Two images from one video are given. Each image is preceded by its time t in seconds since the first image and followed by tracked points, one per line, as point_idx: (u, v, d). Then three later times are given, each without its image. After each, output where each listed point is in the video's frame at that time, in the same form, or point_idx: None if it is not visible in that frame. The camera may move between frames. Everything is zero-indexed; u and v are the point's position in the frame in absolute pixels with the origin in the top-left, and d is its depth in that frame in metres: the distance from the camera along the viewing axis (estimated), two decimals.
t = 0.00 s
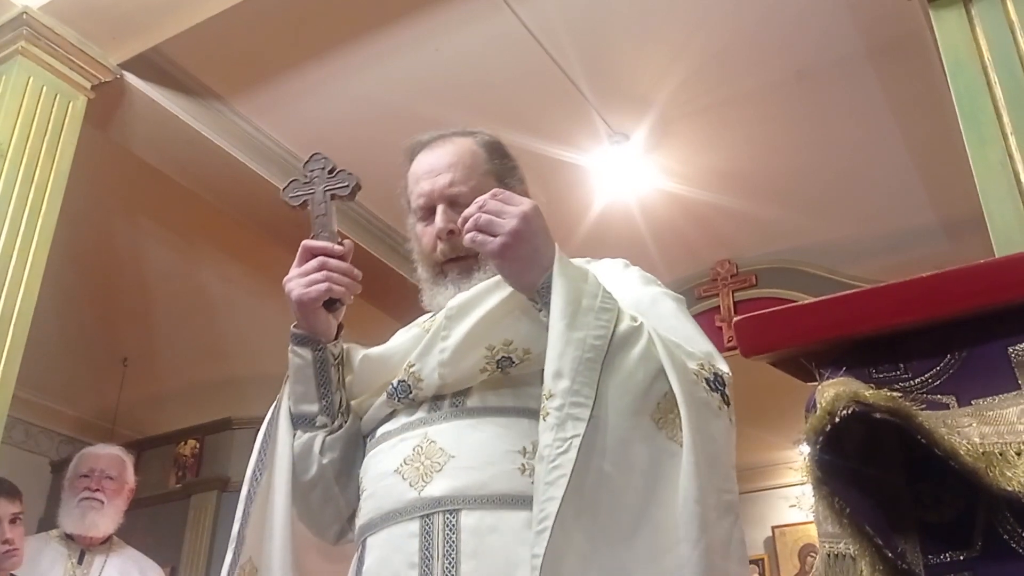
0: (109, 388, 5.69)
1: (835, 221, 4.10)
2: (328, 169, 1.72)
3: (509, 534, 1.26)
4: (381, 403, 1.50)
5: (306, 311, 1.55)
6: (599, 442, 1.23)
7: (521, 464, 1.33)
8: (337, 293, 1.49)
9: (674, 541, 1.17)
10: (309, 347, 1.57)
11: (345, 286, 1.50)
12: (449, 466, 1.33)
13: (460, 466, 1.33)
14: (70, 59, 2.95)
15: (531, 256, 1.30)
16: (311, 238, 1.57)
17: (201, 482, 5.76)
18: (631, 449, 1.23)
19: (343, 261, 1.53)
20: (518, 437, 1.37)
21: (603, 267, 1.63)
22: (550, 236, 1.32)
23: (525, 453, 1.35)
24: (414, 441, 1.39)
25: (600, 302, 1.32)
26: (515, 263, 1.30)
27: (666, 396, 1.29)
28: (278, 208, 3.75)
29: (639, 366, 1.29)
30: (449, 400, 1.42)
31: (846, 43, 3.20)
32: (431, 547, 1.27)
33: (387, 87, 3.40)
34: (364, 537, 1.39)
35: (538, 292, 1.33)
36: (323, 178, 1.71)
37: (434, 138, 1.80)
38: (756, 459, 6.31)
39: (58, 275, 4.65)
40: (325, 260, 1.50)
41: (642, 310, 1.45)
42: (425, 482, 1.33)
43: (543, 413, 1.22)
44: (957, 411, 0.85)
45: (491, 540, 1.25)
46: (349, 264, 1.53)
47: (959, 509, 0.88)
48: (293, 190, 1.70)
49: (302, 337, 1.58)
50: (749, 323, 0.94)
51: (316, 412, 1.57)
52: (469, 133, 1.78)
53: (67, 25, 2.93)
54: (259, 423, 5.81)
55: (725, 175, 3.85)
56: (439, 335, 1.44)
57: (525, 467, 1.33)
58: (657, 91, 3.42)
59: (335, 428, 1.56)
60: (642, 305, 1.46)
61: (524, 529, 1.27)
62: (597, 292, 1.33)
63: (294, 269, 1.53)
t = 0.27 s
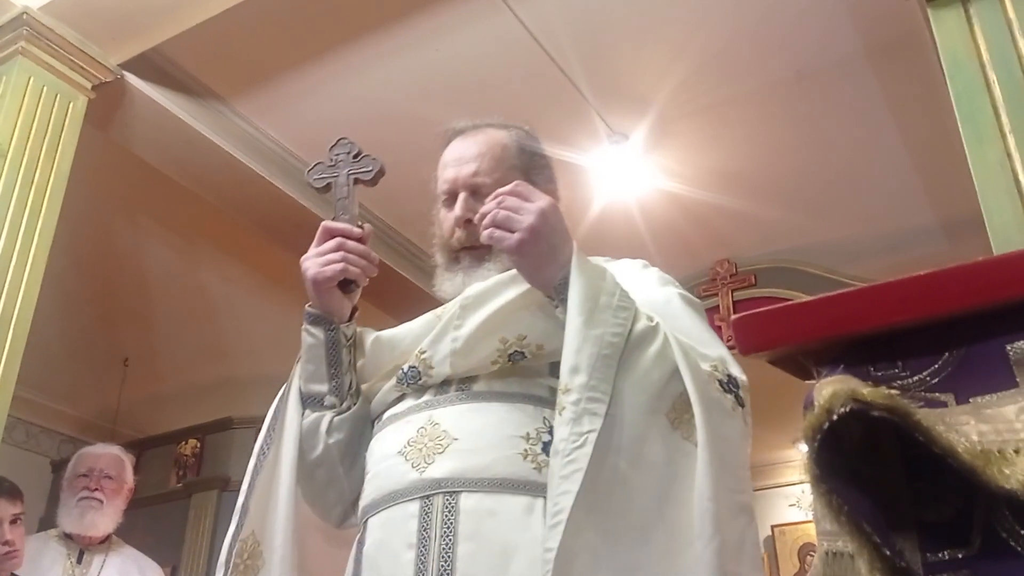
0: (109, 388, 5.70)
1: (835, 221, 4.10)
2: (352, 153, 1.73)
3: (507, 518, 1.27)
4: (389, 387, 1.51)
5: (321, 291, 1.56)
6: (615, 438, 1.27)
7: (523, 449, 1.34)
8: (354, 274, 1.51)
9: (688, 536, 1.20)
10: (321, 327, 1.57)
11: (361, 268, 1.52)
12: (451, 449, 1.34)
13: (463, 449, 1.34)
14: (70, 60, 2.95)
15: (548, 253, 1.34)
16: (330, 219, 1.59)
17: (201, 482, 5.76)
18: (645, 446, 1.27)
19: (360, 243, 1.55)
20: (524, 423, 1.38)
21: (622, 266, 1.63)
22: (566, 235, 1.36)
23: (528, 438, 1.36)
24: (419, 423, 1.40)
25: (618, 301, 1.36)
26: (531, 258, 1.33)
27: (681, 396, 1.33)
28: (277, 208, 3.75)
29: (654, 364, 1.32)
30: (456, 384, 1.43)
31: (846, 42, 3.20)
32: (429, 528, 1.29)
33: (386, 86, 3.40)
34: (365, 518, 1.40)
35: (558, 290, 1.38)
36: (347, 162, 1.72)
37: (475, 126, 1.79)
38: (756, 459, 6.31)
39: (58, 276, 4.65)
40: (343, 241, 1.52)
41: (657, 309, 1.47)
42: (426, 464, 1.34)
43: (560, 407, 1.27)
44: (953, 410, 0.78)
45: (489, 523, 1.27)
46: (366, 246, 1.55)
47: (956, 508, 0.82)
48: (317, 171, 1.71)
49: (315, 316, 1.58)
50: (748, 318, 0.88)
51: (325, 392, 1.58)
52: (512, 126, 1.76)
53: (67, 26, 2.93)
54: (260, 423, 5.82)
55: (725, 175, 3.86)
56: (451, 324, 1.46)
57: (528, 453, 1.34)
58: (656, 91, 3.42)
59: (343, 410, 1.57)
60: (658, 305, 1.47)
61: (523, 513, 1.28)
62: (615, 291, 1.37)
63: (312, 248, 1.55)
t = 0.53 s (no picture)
0: (108, 387, 5.70)
1: (835, 220, 4.09)
2: (377, 146, 1.73)
3: (516, 520, 1.26)
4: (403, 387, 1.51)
5: (340, 284, 1.56)
6: (639, 441, 1.26)
7: (534, 451, 1.33)
8: (372, 268, 1.50)
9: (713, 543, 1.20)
10: (340, 321, 1.56)
11: (381, 262, 1.51)
12: (461, 450, 1.34)
13: (472, 450, 1.33)
14: (69, 59, 2.94)
15: (567, 256, 1.34)
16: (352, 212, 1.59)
17: (201, 482, 5.75)
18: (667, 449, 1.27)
19: (381, 237, 1.55)
20: (535, 425, 1.36)
21: (641, 267, 1.62)
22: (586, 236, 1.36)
23: (539, 441, 1.34)
24: (429, 423, 1.40)
25: (639, 303, 1.34)
26: (555, 261, 1.33)
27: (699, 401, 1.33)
28: (276, 207, 3.75)
29: (676, 367, 1.31)
30: (470, 384, 1.43)
31: (846, 41, 3.19)
32: (436, 529, 1.28)
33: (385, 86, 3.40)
34: (375, 515, 1.40)
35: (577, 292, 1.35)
36: (371, 155, 1.72)
37: (493, 120, 1.75)
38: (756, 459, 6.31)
39: (57, 276, 4.65)
40: (363, 234, 1.52)
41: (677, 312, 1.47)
42: (436, 465, 1.34)
43: (585, 409, 1.24)
44: (952, 410, 0.74)
45: (496, 526, 1.26)
46: (387, 240, 1.54)
47: (956, 506, 0.76)
48: (341, 163, 1.71)
49: (332, 310, 1.57)
50: (749, 318, 0.83)
51: (341, 386, 1.58)
52: (530, 120, 1.73)
53: (65, 25, 2.92)
54: (259, 423, 5.81)
55: (724, 175, 3.85)
56: (468, 323, 1.45)
57: (539, 457, 1.33)
58: (656, 90, 3.42)
59: (359, 404, 1.57)
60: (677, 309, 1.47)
61: (531, 517, 1.27)
62: (636, 293, 1.35)
63: (332, 240, 1.54)
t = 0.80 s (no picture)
0: (106, 388, 5.70)
1: (833, 220, 4.10)
2: (384, 141, 1.73)
3: (521, 522, 1.26)
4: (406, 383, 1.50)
5: (348, 281, 1.56)
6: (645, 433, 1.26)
7: (539, 453, 1.32)
8: (380, 264, 1.50)
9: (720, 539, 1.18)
10: (348, 318, 1.56)
11: (388, 258, 1.51)
12: (466, 452, 1.33)
13: (478, 451, 1.33)
14: (66, 59, 2.94)
15: (569, 249, 1.35)
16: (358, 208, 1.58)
17: (199, 482, 5.75)
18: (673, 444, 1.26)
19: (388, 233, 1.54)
20: (542, 427, 1.36)
21: (650, 265, 1.61)
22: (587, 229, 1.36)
23: (545, 443, 1.34)
24: (435, 424, 1.40)
25: (646, 297, 1.34)
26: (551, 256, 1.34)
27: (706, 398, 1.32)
28: (274, 207, 3.75)
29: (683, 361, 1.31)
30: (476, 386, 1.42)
31: (844, 41, 3.19)
32: (441, 531, 1.28)
33: (383, 86, 3.40)
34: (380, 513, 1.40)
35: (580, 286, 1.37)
36: (379, 150, 1.71)
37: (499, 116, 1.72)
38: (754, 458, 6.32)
39: (55, 277, 4.64)
40: (370, 230, 1.51)
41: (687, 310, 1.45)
42: (442, 466, 1.34)
43: (594, 400, 1.24)
44: (951, 407, 0.70)
45: (500, 529, 1.26)
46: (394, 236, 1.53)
47: (953, 504, 0.73)
48: (348, 159, 1.72)
49: (341, 306, 1.57)
50: (745, 319, 0.78)
51: (349, 383, 1.57)
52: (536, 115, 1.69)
53: (63, 25, 2.91)
54: (257, 423, 5.81)
55: (722, 175, 3.86)
56: (473, 318, 1.45)
57: (544, 459, 1.32)
58: (654, 90, 3.42)
59: (367, 401, 1.56)
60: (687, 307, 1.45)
61: (536, 520, 1.27)
62: (643, 287, 1.35)
63: (339, 237, 1.53)
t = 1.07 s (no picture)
0: (105, 388, 5.70)
1: (832, 220, 4.09)
2: (374, 149, 1.54)
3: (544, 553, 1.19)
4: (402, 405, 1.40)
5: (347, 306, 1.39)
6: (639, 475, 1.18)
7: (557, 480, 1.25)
8: (381, 287, 1.34)
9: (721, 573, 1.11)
10: (351, 342, 1.42)
11: (389, 279, 1.34)
12: (486, 478, 1.25)
13: (497, 477, 1.25)
14: (65, 59, 2.93)
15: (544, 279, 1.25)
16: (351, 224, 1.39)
17: (198, 482, 5.75)
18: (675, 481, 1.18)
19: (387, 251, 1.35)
20: (558, 451, 1.28)
21: (648, 261, 1.57)
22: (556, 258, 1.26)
23: (562, 468, 1.26)
24: (447, 449, 1.31)
25: (624, 327, 1.25)
26: (531, 283, 1.25)
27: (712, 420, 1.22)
28: (272, 207, 3.75)
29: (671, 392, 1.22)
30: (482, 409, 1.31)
31: (843, 41, 3.19)
32: (464, 566, 1.20)
33: (382, 86, 3.40)
34: (397, 540, 1.31)
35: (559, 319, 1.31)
36: (369, 159, 1.52)
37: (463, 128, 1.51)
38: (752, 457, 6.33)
39: (53, 277, 4.64)
40: (369, 250, 1.33)
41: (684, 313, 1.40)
42: (460, 494, 1.25)
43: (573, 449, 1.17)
44: (949, 407, 0.70)
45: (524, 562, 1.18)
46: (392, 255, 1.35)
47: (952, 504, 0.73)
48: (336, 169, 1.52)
49: (342, 331, 1.42)
50: (744, 318, 0.77)
51: (358, 407, 1.46)
52: (505, 124, 1.52)
53: (61, 25, 2.91)
54: (257, 423, 5.81)
55: (721, 175, 3.86)
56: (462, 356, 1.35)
57: (562, 484, 1.25)
58: (654, 90, 3.42)
59: (377, 424, 1.45)
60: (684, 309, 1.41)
61: (558, 549, 1.20)
62: (621, 317, 1.26)
63: (333, 258, 1.36)
